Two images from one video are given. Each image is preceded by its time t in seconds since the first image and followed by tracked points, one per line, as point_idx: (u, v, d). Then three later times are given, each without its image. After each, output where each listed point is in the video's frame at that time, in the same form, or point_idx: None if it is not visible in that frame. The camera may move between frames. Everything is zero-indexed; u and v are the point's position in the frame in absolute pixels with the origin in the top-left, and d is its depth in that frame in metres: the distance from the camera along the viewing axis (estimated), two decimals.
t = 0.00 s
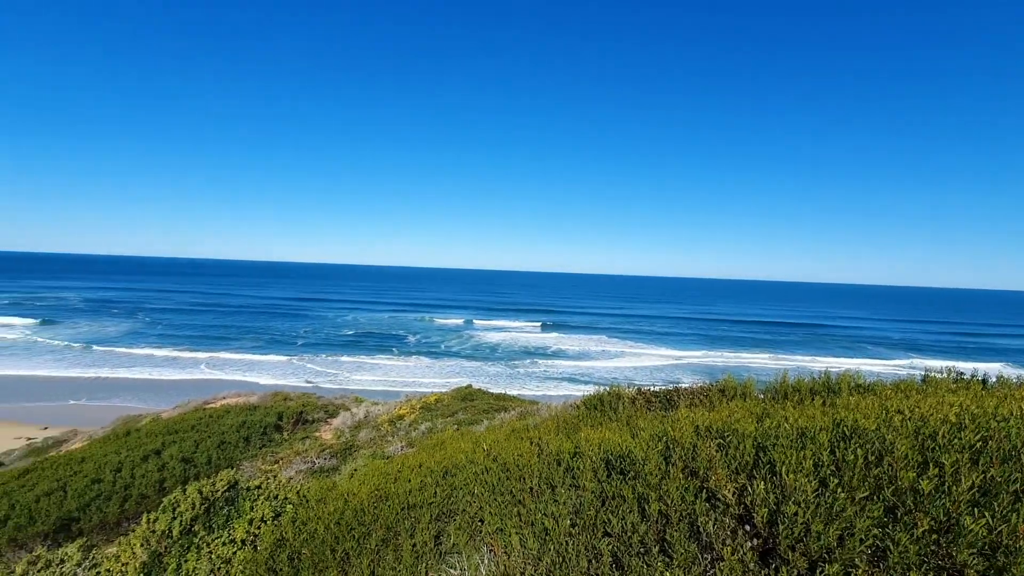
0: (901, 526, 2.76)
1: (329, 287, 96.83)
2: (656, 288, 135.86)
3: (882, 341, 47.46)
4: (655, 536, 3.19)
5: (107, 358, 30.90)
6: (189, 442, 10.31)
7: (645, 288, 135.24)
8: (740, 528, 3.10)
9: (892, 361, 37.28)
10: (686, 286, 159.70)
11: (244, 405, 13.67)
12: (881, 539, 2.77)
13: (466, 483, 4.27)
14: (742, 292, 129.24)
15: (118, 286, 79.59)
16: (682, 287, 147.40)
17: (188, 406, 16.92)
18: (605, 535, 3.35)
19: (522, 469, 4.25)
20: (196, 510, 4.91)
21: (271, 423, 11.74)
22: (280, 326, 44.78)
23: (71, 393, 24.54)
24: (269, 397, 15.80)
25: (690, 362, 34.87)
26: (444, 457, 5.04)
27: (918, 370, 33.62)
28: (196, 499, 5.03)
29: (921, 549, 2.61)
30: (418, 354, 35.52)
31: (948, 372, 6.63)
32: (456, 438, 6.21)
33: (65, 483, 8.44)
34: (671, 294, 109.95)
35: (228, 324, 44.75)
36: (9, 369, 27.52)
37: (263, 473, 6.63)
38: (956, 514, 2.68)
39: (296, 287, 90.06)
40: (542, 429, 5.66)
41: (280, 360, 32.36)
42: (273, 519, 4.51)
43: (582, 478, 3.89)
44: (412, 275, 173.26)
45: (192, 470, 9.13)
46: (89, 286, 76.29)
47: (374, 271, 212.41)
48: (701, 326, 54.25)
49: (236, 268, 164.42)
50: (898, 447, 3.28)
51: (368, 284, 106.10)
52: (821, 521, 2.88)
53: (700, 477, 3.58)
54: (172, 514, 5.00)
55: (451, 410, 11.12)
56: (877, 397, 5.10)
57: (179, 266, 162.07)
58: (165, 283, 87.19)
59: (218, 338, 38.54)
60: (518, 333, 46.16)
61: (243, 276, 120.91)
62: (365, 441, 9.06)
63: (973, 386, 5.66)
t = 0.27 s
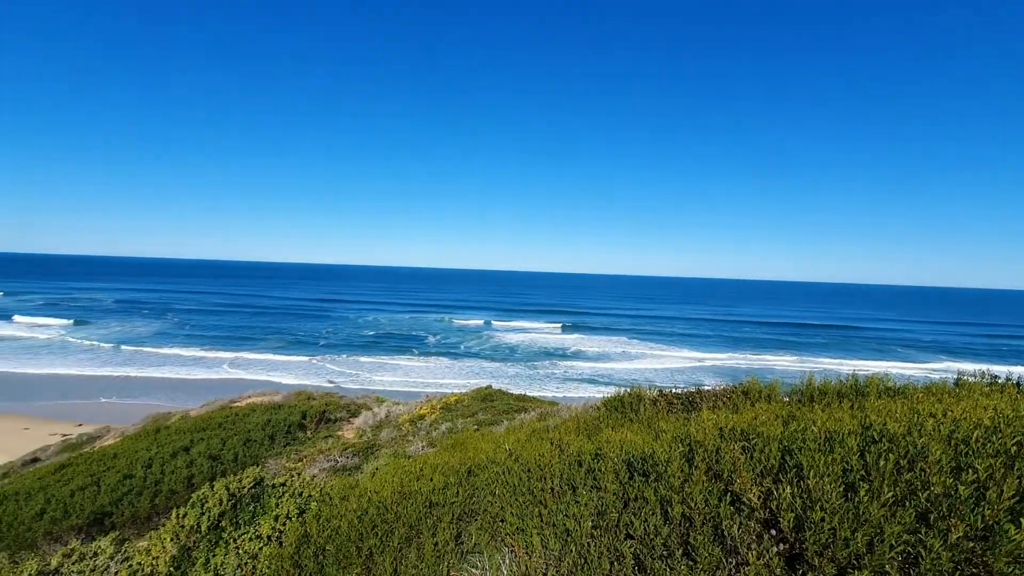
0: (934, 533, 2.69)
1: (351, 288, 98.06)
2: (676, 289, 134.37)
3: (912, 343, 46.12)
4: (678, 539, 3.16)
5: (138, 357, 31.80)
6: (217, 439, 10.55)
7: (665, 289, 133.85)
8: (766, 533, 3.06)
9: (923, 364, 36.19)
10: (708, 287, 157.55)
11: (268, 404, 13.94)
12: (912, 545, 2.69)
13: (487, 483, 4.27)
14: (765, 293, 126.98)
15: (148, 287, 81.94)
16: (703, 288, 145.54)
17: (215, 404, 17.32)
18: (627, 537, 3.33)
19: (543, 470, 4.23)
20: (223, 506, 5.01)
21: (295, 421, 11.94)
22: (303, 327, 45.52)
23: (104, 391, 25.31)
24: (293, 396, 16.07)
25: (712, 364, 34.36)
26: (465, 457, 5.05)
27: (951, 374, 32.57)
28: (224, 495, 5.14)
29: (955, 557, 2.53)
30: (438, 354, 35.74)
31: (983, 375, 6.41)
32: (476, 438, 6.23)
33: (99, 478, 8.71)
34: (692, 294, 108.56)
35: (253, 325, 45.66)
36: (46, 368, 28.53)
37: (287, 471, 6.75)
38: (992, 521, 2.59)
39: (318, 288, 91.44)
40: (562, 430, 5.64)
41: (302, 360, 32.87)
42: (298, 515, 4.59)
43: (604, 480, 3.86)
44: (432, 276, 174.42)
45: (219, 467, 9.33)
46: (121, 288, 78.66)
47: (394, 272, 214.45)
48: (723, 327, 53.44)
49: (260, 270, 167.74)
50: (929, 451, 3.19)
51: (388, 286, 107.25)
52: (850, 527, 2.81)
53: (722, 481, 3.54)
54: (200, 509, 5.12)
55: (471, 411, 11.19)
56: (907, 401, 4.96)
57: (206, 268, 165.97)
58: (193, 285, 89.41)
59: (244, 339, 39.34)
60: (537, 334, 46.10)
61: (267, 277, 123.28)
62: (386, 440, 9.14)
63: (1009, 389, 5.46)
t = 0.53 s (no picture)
0: (969, 540, 2.60)
1: (372, 288, 99.13)
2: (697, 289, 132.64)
3: (944, 345, 44.72)
4: (702, 543, 3.12)
5: (167, 357, 32.66)
6: (243, 437, 10.77)
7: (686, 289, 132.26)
8: (793, 538, 3.01)
9: (957, 367, 35.07)
10: (731, 287, 155.06)
11: (292, 403, 14.17)
12: (946, 553, 2.61)
13: (509, 484, 4.28)
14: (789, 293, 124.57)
15: (176, 288, 84.11)
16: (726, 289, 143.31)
17: (241, 403, 17.69)
18: (651, 540, 3.29)
19: (565, 470, 4.21)
20: (250, 503, 5.11)
21: (318, 420, 12.13)
22: (326, 328, 46.20)
23: (134, 389, 26.05)
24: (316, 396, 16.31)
25: (735, 366, 33.82)
26: (487, 457, 5.06)
27: (985, 377, 31.49)
28: (250, 492, 5.24)
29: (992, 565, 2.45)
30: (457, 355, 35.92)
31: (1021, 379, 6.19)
32: (497, 439, 6.23)
33: (131, 473, 8.97)
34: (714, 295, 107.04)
35: (276, 325, 46.52)
36: (80, 367, 29.49)
37: (312, 469, 6.85)
38: None
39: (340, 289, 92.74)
40: (583, 431, 5.61)
41: (325, 360, 33.36)
42: (322, 512, 4.66)
43: (626, 482, 3.83)
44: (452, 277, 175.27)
45: (245, 464, 9.52)
46: (151, 289, 80.89)
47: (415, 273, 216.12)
48: (746, 329, 52.57)
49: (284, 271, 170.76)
50: (964, 456, 3.09)
51: (409, 286, 108.12)
52: (880, 533, 2.75)
53: (748, 484, 3.48)
54: (228, 505, 5.23)
55: (491, 411, 11.21)
56: (940, 404, 4.80)
57: (232, 269, 169.61)
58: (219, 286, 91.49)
59: (268, 339, 40.10)
60: (557, 335, 45.99)
61: (290, 278, 125.45)
62: (407, 439, 9.22)
63: None
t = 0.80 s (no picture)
0: (1005, 549, 2.52)
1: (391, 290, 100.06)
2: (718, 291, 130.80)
3: (977, 348, 43.36)
4: (726, 547, 3.07)
5: (194, 357, 33.45)
6: (267, 436, 10.97)
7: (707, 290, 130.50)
8: (820, 544, 2.96)
9: (990, 370, 33.96)
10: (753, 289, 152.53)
11: (315, 403, 14.38)
12: (978, 561, 2.54)
13: (529, 484, 4.28)
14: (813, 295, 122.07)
15: (203, 289, 86.11)
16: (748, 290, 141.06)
17: (264, 402, 18.04)
18: (673, 544, 3.25)
19: (586, 472, 4.19)
20: (274, 500, 5.20)
21: (340, 420, 12.29)
22: (346, 328, 46.82)
23: (162, 388, 26.72)
24: (338, 396, 16.53)
25: (757, 368, 33.31)
26: (507, 457, 5.07)
27: (1020, 381, 30.47)
28: (275, 489, 5.33)
29: None
30: (476, 356, 36.06)
31: None
32: (517, 440, 6.24)
33: (160, 470, 9.20)
34: (735, 296, 105.49)
35: (298, 326, 47.29)
36: (111, 366, 30.38)
37: (334, 467, 6.93)
38: None
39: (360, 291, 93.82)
40: (603, 433, 5.58)
41: (345, 361, 33.80)
42: (344, 511, 4.70)
43: (648, 484, 3.79)
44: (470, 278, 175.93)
45: (269, 462, 9.68)
46: (178, 290, 82.98)
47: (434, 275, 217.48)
48: (769, 330, 51.68)
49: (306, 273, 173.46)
50: (999, 463, 2.98)
51: (428, 288, 108.88)
52: (912, 540, 2.67)
53: (773, 489, 3.43)
54: (253, 501, 5.33)
55: (510, 412, 11.22)
56: (973, 409, 4.65)
57: (256, 271, 172.92)
58: (244, 287, 93.39)
59: (290, 339, 40.79)
60: (576, 336, 45.82)
61: (311, 279, 127.35)
62: (427, 439, 9.27)
63: None
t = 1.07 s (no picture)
0: None
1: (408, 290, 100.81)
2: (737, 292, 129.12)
3: (1007, 350, 42.13)
4: (747, 551, 3.03)
5: (216, 356, 34.11)
6: (288, 434, 11.13)
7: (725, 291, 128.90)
8: (844, 550, 2.90)
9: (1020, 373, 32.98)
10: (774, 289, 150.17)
11: (334, 402, 14.55)
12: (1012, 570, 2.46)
13: (548, 485, 4.26)
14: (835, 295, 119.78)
15: (225, 289, 87.76)
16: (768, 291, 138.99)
17: (284, 401, 18.33)
18: (693, 547, 3.23)
19: (605, 473, 4.16)
20: (295, 498, 5.27)
21: (358, 419, 12.41)
22: (364, 329, 47.30)
23: (186, 387, 27.30)
24: (356, 395, 16.72)
25: (777, 370, 32.81)
26: (525, 458, 5.07)
27: None
28: (295, 487, 5.40)
29: None
30: (492, 356, 36.14)
31: None
32: (534, 440, 6.23)
33: (184, 467, 9.39)
34: (754, 297, 104.04)
35: (317, 326, 47.89)
36: (137, 365, 31.14)
37: (352, 466, 7.01)
38: None
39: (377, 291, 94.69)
40: (621, 434, 5.54)
41: (363, 361, 34.14)
42: (364, 509, 4.75)
43: (668, 486, 3.76)
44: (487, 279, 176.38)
45: (289, 460, 9.82)
46: (201, 291, 84.76)
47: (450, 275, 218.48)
48: (789, 332, 50.87)
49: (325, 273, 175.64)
50: None
51: (444, 288, 109.43)
52: (940, 546, 2.60)
53: (797, 492, 3.37)
54: (274, 499, 5.41)
55: (526, 412, 11.22)
56: (1004, 412, 4.51)
57: (276, 271, 175.70)
58: (264, 288, 94.98)
59: (309, 340, 41.33)
60: (592, 337, 45.63)
61: (329, 280, 128.91)
62: (444, 439, 9.32)
63: None
